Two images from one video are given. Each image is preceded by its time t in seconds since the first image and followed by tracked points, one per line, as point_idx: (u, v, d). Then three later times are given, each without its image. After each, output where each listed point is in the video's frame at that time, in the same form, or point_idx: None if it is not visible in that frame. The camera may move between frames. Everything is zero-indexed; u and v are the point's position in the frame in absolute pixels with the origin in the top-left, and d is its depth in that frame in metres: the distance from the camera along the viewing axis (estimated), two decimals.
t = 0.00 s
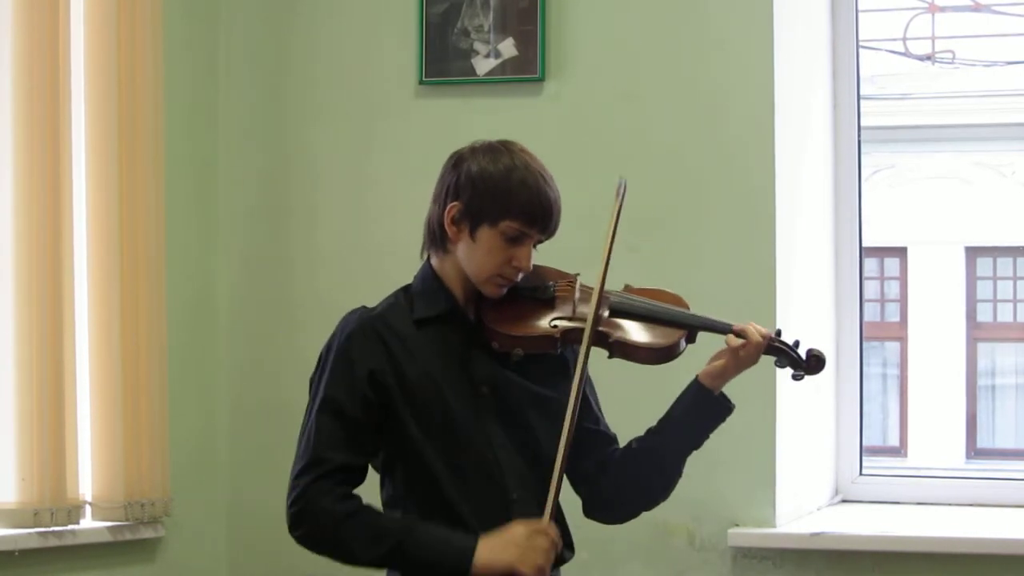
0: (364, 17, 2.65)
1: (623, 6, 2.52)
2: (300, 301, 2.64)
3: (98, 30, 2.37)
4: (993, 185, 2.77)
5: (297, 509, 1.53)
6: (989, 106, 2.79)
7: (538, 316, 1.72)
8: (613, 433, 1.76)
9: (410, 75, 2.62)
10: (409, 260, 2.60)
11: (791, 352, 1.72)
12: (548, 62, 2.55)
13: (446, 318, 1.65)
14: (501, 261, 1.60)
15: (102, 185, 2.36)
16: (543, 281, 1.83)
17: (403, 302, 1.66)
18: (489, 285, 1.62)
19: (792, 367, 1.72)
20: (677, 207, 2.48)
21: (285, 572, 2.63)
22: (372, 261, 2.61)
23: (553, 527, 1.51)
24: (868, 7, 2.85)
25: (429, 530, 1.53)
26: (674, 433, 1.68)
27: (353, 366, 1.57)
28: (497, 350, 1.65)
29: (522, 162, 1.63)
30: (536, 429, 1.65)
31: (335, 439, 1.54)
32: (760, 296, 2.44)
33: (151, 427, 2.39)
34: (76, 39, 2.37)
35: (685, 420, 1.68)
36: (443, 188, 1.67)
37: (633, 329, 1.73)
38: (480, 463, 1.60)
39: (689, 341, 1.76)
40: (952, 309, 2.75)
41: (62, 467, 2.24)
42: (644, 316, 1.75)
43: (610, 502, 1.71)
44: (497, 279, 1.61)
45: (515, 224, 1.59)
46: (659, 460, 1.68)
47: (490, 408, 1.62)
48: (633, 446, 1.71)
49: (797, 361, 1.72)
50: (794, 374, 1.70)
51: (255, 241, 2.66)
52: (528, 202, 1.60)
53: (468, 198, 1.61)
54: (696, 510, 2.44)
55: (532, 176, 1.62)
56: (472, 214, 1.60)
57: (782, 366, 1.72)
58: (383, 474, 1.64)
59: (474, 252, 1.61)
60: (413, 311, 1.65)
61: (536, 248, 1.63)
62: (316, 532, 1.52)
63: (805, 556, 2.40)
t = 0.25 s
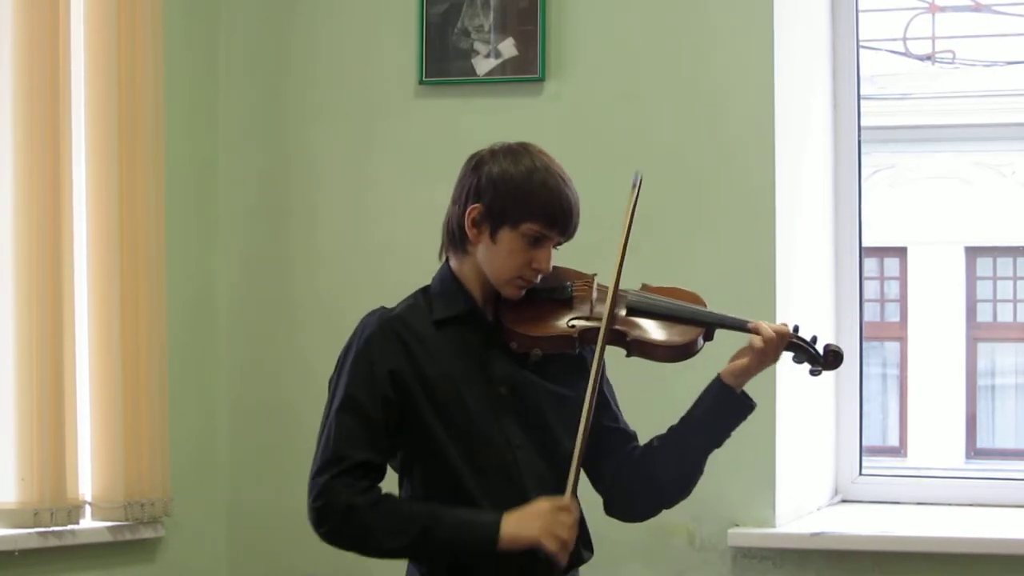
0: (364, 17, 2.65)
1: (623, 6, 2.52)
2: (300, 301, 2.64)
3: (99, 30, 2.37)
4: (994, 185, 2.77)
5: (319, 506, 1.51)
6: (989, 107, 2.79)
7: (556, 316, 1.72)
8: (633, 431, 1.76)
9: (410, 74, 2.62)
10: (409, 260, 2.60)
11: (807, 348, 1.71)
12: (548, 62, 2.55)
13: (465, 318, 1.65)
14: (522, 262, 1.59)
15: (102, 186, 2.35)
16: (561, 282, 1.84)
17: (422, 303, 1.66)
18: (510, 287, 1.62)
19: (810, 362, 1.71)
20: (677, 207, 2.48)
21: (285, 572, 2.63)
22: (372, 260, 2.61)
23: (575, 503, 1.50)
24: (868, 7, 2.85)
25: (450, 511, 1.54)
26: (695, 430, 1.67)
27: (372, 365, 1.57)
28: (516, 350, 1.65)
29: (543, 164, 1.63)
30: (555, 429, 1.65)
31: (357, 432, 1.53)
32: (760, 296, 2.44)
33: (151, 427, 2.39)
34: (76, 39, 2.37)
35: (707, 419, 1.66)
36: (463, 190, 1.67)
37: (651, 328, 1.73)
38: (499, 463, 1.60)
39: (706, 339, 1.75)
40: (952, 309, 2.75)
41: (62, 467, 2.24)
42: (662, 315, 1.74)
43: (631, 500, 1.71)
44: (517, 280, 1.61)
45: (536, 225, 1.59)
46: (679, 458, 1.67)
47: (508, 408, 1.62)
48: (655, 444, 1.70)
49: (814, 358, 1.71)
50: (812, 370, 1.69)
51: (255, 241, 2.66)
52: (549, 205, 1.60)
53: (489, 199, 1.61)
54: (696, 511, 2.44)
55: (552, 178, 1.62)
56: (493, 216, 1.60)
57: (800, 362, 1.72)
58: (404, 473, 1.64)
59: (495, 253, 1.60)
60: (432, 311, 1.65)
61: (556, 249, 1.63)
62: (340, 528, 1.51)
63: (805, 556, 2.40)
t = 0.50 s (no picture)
0: (364, 17, 2.65)
1: (623, 6, 2.52)
2: (300, 301, 2.64)
3: (99, 31, 2.36)
4: (994, 184, 2.77)
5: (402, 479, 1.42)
6: (988, 107, 2.79)
7: (569, 316, 1.72)
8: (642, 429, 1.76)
9: (410, 74, 2.62)
10: (409, 259, 2.60)
11: (819, 343, 1.70)
12: (548, 62, 2.55)
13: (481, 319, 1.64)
14: (536, 263, 1.59)
15: (102, 186, 2.35)
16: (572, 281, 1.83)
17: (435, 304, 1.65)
18: (522, 287, 1.62)
19: (821, 357, 1.70)
20: (677, 207, 2.48)
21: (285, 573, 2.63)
22: (372, 260, 2.61)
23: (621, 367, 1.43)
24: (868, 7, 2.85)
25: (502, 409, 1.45)
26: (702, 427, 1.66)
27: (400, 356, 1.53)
28: (529, 349, 1.65)
29: (554, 165, 1.63)
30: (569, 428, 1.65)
31: (414, 408, 1.48)
32: (759, 296, 2.44)
33: (152, 428, 2.39)
34: (76, 40, 2.37)
35: (716, 415, 1.65)
36: (473, 190, 1.66)
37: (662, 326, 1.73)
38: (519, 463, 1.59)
39: (717, 336, 1.74)
40: (952, 309, 2.76)
41: (62, 467, 2.24)
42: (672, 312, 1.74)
43: (643, 497, 1.71)
44: (530, 281, 1.61)
45: (550, 225, 1.59)
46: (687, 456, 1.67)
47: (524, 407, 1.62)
48: (666, 441, 1.70)
49: (826, 353, 1.70)
50: (824, 366, 1.68)
51: (255, 241, 2.66)
52: (563, 205, 1.59)
53: (502, 201, 1.60)
54: (696, 510, 2.44)
55: (565, 180, 1.61)
56: (506, 217, 1.60)
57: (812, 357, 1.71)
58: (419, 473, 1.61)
59: (509, 254, 1.60)
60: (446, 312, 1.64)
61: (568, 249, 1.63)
62: (430, 488, 1.41)
63: (805, 556, 2.40)
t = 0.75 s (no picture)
0: (364, 17, 2.65)
1: (623, 6, 2.52)
2: (300, 301, 2.64)
3: (99, 31, 2.36)
4: (994, 184, 2.77)
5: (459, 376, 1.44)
6: (988, 107, 2.79)
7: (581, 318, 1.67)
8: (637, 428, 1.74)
9: (410, 74, 2.62)
10: (409, 259, 2.60)
11: (828, 341, 1.71)
12: (548, 62, 2.55)
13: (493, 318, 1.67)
14: (549, 265, 1.60)
15: (102, 186, 2.35)
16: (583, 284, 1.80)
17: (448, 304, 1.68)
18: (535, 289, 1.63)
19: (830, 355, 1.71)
20: (677, 207, 2.48)
21: (285, 572, 2.63)
22: (372, 260, 2.61)
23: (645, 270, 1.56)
24: (868, 7, 2.85)
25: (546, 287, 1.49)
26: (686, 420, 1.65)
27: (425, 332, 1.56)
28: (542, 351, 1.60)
29: (566, 167, 1.62)
30: (582, 427, 1.64)
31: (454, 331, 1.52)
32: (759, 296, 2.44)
33: (152, 427, 2.39)
34: (77, 40, 2.37)
35: (696, 410, 1.64)
36: (484, 193, 1.65)
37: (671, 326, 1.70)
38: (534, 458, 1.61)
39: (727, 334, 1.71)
40: (952, 309, 2.75)
41: (62, 467, 2.24)
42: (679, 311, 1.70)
43: (631, 497, 1.69)
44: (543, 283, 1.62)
45: (562, 229, 1.59)
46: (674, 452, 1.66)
47: (537, 406, 1.63)
48: (649, 438, 1.68)
49: (836, 350, 1.71)
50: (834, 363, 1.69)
51: (255, 241, 2.66)
52: (575, 209, 1.59)
53: (514, 205, 1.60)
54: (696, 511, 2.44)
55: (577, 182, 1.61)
56: (518, 221, 1.59)
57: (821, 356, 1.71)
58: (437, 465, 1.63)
59: (522, 257, 1.60)
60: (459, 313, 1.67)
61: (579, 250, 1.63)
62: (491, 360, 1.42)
63: (805, 556, 2.40)
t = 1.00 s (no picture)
0: (364, 17, 2.65)
1: (623, 6, 2.52)
2: (300, 301, 2.64)
3: (99, 31, 2.36)
4: (994, 184, 2.77)
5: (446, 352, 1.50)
6: (988, 107, 2.79)
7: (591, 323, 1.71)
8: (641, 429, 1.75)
9: (411, 74, 2.62)
10: (409, 260, 2.60)
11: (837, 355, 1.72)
12: (548, 62, 2.55)
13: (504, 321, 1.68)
14: (560, 271, 1.62)
15: (102, 186, 2.35)
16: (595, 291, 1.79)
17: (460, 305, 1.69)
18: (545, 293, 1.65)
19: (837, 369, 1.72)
20: (677, 207, 2.48)
21: (285, 572, 2.63)
22: (372, 260, 2.61)
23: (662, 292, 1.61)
24: (867, 7, 2.85)
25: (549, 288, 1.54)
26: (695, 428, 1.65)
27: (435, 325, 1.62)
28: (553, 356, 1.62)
29: (581, 171, 1.63)
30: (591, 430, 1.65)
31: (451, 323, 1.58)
32: (760, 296, 2.44)
33: (152, 427, 2.39)
34: (77, 39, 2.37)
35: (705, 418, 1.65)
36: (499, 196, 1.66)
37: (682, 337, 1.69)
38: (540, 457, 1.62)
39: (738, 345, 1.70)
40: (952, 309, 2.76)
41: (62, 466, 2.24)
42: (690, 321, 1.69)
43: (634, 497, 1.68)
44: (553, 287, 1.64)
45: (575, 235, 1.60)
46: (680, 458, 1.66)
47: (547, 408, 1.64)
48: (656, 440, 1.69)
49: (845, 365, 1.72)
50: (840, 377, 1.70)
51: (255, 241, 2.66)
52: (589, 215, 1.60)
53: (528, 209, 1.60)
54: (696, 511, 2.44)
55: (592, 188, 1.62)
56: (532, 225, 1.60)
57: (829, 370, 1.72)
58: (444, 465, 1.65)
59: (534, 262, 1.61)
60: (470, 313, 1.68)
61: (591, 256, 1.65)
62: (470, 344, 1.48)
63: (805, 556, 2.40)
